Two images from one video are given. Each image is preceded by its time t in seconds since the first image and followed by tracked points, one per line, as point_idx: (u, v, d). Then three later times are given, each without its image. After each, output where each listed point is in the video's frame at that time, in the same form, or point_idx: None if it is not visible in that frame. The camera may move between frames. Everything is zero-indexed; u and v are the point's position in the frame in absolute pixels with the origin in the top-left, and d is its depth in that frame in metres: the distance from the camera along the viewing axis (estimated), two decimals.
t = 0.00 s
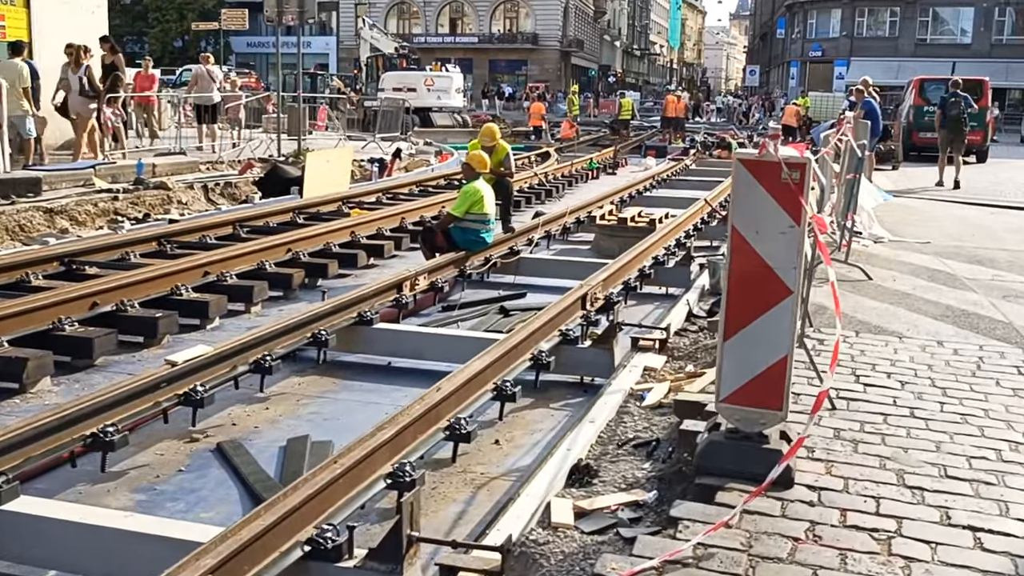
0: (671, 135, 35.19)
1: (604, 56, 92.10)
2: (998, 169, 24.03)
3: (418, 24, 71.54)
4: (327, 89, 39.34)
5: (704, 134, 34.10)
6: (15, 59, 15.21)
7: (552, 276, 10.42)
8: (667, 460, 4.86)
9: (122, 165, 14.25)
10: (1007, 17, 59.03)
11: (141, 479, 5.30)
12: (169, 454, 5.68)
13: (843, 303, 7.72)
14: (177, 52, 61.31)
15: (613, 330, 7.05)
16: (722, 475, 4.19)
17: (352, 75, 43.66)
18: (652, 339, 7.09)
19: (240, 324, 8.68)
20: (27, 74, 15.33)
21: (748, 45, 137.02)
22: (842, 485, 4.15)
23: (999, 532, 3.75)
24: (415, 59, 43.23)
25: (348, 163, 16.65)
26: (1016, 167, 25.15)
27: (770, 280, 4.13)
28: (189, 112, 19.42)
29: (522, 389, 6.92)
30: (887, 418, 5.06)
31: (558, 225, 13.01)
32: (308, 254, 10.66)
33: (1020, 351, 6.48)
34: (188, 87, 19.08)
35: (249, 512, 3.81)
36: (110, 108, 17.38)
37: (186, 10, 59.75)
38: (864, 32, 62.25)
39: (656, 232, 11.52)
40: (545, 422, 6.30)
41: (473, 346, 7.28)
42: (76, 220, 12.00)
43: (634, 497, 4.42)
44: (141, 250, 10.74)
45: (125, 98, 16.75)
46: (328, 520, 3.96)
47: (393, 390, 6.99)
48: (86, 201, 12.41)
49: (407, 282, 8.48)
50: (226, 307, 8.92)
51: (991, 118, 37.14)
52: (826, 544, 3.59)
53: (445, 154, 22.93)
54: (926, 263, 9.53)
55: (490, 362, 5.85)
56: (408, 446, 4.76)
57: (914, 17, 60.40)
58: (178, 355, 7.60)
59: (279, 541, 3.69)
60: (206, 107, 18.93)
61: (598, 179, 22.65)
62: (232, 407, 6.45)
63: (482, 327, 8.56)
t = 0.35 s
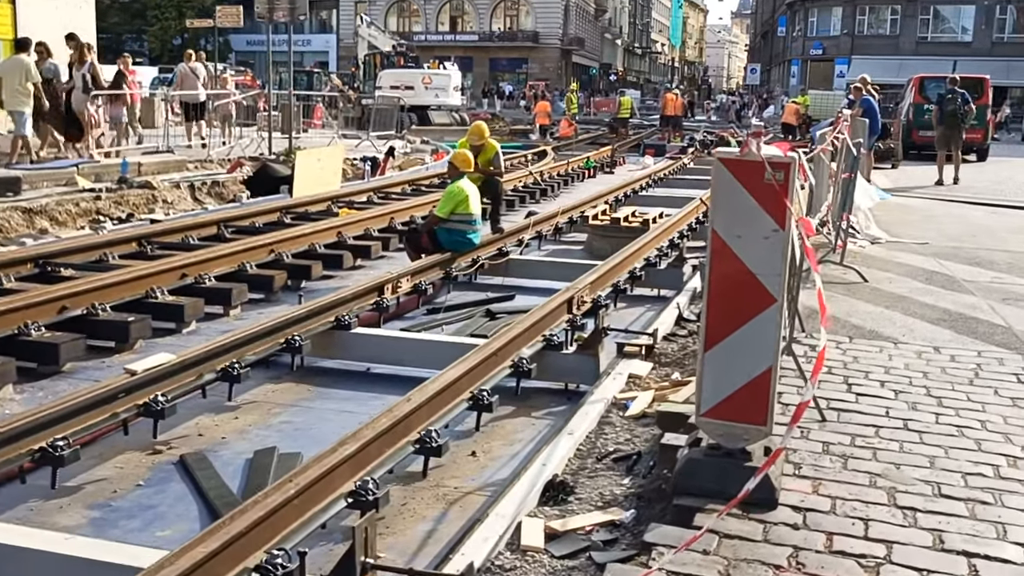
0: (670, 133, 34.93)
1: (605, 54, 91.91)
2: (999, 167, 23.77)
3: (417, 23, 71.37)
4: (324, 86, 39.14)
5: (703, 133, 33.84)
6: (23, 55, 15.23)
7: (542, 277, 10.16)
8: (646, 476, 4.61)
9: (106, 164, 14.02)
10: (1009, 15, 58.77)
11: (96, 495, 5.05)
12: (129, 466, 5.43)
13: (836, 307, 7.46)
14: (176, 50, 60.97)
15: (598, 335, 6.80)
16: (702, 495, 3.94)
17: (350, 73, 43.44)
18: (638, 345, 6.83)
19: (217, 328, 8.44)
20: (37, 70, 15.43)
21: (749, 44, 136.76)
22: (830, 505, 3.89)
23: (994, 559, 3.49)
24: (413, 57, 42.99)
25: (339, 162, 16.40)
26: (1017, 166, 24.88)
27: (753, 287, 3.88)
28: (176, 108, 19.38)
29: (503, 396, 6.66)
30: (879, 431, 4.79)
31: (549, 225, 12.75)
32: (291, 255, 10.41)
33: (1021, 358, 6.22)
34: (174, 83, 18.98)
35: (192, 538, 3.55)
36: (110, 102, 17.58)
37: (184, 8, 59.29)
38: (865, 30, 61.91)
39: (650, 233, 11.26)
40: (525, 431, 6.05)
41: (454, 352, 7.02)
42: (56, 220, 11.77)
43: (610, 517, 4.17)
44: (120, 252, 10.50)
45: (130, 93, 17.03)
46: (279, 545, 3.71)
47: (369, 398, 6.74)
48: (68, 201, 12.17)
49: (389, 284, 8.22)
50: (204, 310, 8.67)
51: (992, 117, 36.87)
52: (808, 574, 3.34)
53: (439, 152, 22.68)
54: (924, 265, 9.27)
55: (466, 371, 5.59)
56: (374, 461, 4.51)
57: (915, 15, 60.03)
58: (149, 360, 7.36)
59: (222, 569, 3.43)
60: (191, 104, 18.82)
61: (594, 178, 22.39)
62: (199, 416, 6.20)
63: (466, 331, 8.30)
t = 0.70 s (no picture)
0: (666, 133, 34.69)
1: (602, 53, 91.72)
2: (996, 168, 23.55)
3: (414, 22, 71.13)
4: (319, 86, 38.88)
5: (699, 132, 33.62)
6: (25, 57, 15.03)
7: (529, 281, 9.92)
8: (625, 495, 4.38)
9: (88, 165, 13.77)
10: (1006, 14, 58.60)
11: (49, 514, 4.81)
12: (87, 481, 5.20)
13: (829, 313, 7.24)
14: (172, 49, 60.78)
15: (583, 342, 6.56)
16: (679, 519, 3.71)
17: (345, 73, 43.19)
18: (623, 354, 6.59)
19: (192, 334, 8.20)
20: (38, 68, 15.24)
21: (746, 43, 136.62)
22: (817, 531, 3.67)
23: None
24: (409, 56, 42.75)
25: (328, 162, 16.15)
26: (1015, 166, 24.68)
27: (734, 298, 3.65)
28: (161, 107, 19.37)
29: (483, 406, 6.43)
30: (870, 448, 4.56)
31: (539, 227, 12.50)
32: (273, 258, 10.17)
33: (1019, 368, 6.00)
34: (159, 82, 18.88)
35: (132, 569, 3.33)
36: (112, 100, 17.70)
37: (180, 6, 59.00)
38: (863, 29, 61.68)
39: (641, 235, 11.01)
40: (503, 444, 5.81)
41: (433, 360, 6.79)
42: (35, 221, 11.53)
43: (584, 541, 3.94)
44: (97, 254, 10.26)
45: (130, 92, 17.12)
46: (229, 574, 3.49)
47: (344, 408, 6.50)
48: (47, 202, 11.94)
49: (369, 289, 7.99)
50: (179, 315, 8.43)
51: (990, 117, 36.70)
52: None
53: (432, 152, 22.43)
54: (921, 270, 9.04)
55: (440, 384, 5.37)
56: (339, 478, 4.30)
57: (912, 14, 59.84)
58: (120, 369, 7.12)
59: None
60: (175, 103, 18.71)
61: (588, 178, 22.15)
62: (166, 427, 5.96)
63: (449, 337, 8.07)
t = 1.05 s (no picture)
0: (665, 134, 34.41)
1: (602, 54, 91.47)
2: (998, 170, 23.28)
3: (412, 22, 70.81)
4: (315, 86, 38.57)
5: (699, 133, 33.34)
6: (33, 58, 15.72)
7: (521, 288, 9.65)
8: (611, 528, 4.11)
9: (73, 168, 13.50)
10: (1007, 15, 58.35)
11: (2, 542, 4.55)
12: (47, 505, 4.93)
13: (829, 325, 6.97)
14: (170, 49, 60.52)
15: (572, 355, 6.29)
16: (666, 559, 3.46)
17: (342, 73, 42.87)
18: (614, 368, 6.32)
19: (170, 344, 7.93)
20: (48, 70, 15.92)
21: (746, 44, 136.36)
22: (815, 571, 3.40)
23: None
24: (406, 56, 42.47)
25: (319, 164, 15.88)
26: (1017, 168, 24.41)
27: (729, 319, 3.38)
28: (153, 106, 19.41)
29: (467, 423, 6.15)
30: (872, 475, 4.29)
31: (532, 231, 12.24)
32: (258, 264, 9.91)
33: None
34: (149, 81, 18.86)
35: None
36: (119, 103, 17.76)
37: (178, 6, 58.50)
38: (863, 29, 61.40)
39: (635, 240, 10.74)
40: (486, 464, 5.54)
41: (417, 373, 6.52)
42: (15, 225, 11.25)
43: None
44: (78, 260, 9.99)
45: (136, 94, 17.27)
46: None
47: (323, 424, 6.23)
48: (28, 207, 11.67)
49: (353, 298, 7.73)
50: (158, 325, 8.16)
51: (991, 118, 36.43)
52: None
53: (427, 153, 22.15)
54: (924, 277, 8.77)
55: (418, 404, 5.10)
56: (305, 510, 4.04)
57: (913, 14, 59.58)
58: (91, 382, 6.85)
59: None
60: (165, 103, 18.66)
61: (585, 180, 21.88)
62: (134, 446, 5.68)
63: (436, 347, 7.80)
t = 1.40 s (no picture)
0: (664, 137, 34.15)
1: (603, 55, 91.29)
2: (1000, 172, 23.01)
3: (413, 24, 70.66)
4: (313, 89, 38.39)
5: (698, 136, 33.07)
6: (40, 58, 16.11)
7: (510, 296, 9.39)
8: (585, 562, 3.85)
9: (56, 173, 13.29)
10: (1008, 16, 58.06)
11: None
12: None
13: (824, 337, 6.71)
14: (170, 50, 60.38)
15: (556, 370, 6.04)
16: None
17: (341, 75, 42.69)
18: (598, 384, 6.07)
19: (145, 356, 7.70)
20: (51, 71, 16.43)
21: (748, 45, 136.16)
22: None
23: None
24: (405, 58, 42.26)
25: (310, 167, 15.65)
26: (1019, 171, 24.15)
27: (707, 345, 3.27)
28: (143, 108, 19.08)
29: (445, 441, 5.90)
30: (864, 504, 4.04)
31: (524, 237, 11.99)
32: (241, 272, 9.67)
33: None
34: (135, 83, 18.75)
35: None
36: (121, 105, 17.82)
37: (178, 7, 58.30)
38: (864, 31, 61.13)
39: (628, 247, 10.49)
40: (463, 486, 5.29)
41: (395, 388, 6.26)
42: None
43: None
44: (56, 268, 9.75)
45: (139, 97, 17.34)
46: None
47: (295, 442, 5.99)
48: (9, 212, 11.45)
49: (332, 308, 7.48)
50: (134, 334, 7.93)
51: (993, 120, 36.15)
52: None
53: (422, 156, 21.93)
54: (922, 286, 8.52)
55: (391, 423, 4.85)
56: (262, 541, 3.80)
57: (914, 16, 59.24)
58: (58, 396, 6.62)
59: None
60: (152, 106, 18.52)
61: (582, 183, 21.64)
62: (95, 467, 5.43)
63: (418, 359, 7.55)
